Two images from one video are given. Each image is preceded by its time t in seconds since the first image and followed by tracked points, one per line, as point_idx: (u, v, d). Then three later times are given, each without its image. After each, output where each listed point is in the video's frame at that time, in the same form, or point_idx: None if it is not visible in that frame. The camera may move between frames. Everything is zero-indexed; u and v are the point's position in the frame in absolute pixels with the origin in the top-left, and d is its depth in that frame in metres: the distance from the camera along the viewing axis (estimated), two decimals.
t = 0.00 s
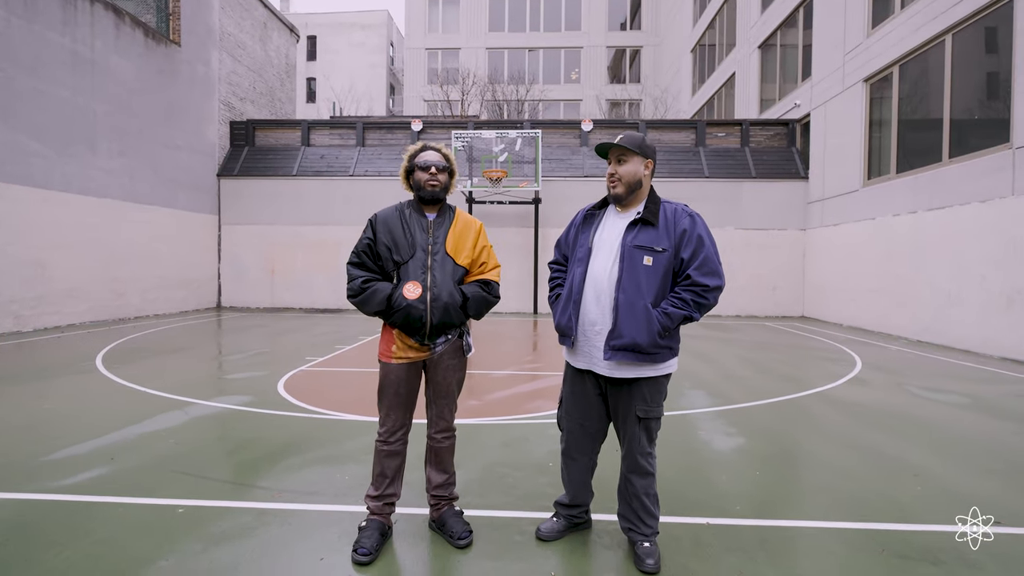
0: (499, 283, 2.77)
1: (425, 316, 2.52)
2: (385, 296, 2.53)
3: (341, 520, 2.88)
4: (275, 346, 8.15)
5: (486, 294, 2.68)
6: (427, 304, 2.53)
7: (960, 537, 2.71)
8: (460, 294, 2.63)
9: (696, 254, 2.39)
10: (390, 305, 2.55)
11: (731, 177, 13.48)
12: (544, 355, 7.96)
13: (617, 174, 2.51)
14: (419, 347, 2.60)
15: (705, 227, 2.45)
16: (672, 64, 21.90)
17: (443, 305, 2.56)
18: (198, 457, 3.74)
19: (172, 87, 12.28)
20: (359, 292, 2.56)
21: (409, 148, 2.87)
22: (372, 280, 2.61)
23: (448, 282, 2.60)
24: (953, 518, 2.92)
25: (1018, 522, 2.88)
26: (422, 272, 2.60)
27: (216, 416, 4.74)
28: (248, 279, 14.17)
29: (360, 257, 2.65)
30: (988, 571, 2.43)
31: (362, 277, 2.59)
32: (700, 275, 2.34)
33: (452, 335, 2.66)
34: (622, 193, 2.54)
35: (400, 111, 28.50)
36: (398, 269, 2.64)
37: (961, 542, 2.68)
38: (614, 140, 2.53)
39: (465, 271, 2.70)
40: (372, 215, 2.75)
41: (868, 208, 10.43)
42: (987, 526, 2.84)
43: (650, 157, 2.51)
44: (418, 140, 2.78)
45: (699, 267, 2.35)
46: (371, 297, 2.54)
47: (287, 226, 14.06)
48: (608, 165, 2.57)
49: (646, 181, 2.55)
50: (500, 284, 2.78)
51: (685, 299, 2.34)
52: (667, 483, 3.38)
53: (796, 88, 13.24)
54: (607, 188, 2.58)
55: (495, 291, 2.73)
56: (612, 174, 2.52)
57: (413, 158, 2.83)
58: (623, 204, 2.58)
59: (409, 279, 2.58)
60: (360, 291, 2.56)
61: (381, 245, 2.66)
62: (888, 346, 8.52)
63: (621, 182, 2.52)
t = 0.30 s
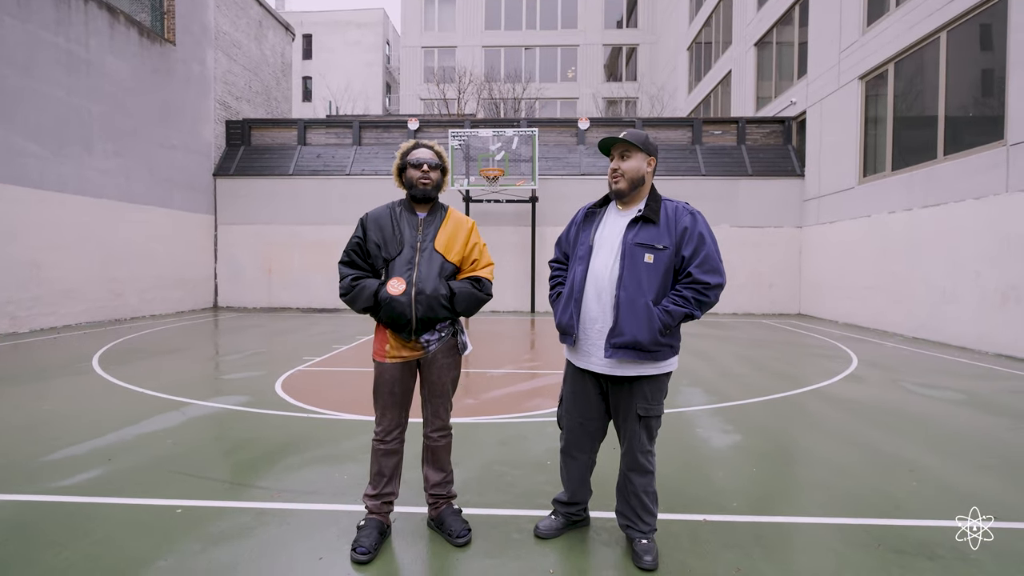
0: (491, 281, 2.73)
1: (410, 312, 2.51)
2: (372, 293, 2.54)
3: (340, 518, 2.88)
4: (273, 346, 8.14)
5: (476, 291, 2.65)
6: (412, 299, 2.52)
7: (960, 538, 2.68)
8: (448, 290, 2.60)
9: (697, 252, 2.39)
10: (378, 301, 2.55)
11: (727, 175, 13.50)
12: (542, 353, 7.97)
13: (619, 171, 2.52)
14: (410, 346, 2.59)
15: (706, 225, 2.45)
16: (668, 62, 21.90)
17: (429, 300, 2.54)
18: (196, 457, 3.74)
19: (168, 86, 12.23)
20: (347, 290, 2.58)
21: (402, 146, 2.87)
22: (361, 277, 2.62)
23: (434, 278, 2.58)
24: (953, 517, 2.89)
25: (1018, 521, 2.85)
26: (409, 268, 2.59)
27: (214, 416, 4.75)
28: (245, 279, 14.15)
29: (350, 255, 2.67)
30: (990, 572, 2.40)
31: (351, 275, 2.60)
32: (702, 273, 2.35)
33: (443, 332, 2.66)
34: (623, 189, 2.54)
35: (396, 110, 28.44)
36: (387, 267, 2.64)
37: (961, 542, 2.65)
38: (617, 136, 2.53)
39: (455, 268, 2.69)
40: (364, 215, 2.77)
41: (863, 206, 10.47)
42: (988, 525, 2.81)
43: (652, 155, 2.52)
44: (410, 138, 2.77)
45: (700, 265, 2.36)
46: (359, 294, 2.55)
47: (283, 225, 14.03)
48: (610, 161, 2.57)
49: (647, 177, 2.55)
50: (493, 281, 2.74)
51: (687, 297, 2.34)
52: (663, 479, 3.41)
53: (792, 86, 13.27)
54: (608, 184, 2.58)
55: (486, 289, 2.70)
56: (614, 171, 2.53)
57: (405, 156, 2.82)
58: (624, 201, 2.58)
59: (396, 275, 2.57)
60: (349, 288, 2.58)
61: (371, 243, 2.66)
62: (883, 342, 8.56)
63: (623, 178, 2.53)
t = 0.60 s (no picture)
0: (487, 284, 2.76)
1: (412, 315, 2.51)
2: (372, 295, 2.53)
3: (336, 521, 2.88)
4: (269, 348, 8.13)
5: (474, 294, 2.67)
6: (414, 302, 2.52)
7: (961, 538, 2.69)
8: (448, 294, 2.62)
9: (701, 254, 2.40)
10: (377, 304, 2.54)
11: (722, 176, 13.55)
12: (538, 354, 7.98)
13: (621, 173, 2.54)
14: (409, 348, 2.59)
15: (709, 226, 2.47)
16: (663, 64, 21.95)
17: (431, 304, 2.55)
18: (191, 459, 3.73)
19: (162, 87, 12.18)
20: (345, 292, 2.56)
21: (398, 147, 2.86)
22: (358, 279, 2.60)
23: (435, 282, 2.59)
24: (953, 517, 2.90)
25: (1017, 521, 2.86)
26: (409, 271, 2.60)
27: (210, 418, 4.74)
28: (240, 281, 14.11)
29: (347, 257, 2.65)
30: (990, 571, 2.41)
31: (349, 277, 2.58)
32: (705, 274, 2.36)
33: (442, 335, 2.66)
34: (625, 191, 2.55)
35: (392, 112, 28.41)
36: (385, 269, 2.63)
37: (961, 543, 2.66)
38: (618, 139, 2.55)
39: (453, 272, 2.70)
40: (360, 216, 2.75)
41: (857, 207, 10.53)
42: (988, 525, 2.82)
43: (654, 157, 2.53)
44: (407, 140, 2.76)
45: (704, 266, 2.37)
46: (357, 296, 2.53)
47: (279, 227, 14.00)
48: (612, 164, 2.59)
49: (649, 179, 2.56)
50: (489, 285, 2.76)
51: (690, 298, 2.35)
52: (661, 479, 3.43)
53: (786, 87, 13.34)
54: (611, 187, 2.60)
55: (484, 293, 2.73)
56: (616, 173, 2.55)
57: (401, 158, 2.82)
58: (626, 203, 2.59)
59: (397, 278, 2.57)
60: (347, 291, 2.56)
61: (368, 245, 2.65)
62: (878, 342, 8.61)
63: (625, 180, 2.54)
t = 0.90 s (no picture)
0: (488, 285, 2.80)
1: (424, 313, 2.52)
2: (381, 292, 2.50)
3: (335, 517, 2.88)
4: (266, 347, 8.12)
5: (479, 295, 2.71)
6: (426, 301, 2.53)
7: (961, 538, 2.61)
8: (456, 293, 2.64)
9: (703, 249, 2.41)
10: (386, 300, 2.52)
11: (718, 172, 13.58)
12: (536, 351, 7.99)
13: (621, 170, 2.53)
14: (414, 344, 2.59)
15: (711, 222, 2.47)
16: (659, 60, 21.97)
17: (442, 302, 2.57)
18: (189, 458, 3.72)
19: (156, 86, 12.11)
20: (352, 287, 2.52)
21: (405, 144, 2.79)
22: (366, 275, 2.57)
23: (445, 281, 2.60)
24: (953, 518, 2.82)
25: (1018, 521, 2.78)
26: (419, 269, 2.59)
27: (208, 417, 4.73)
28: (236, 280, 14.07)
29: (353, 252, 2.60)
30: (989, 571, 2.34)
31: (356, 272, 2.54)
32: (708, 269, 2.36)
33: (447, 332, 2.68)
34: (626, 188, 2.55)
35: (387, 110, 28.35)
36: (392, 265, 2.60)
37: (961, 542, 2.59)
38: (618, 136, 2.55)
39: (459, 272, 2.71)
40: (365, 211, 2.70)
41: (852, 202, 10.58)
42: (988, 525, 2.74)
43: (653, 154, 2.53)
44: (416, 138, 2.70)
45: (706, 262, 2.37)
46: (366, 292, 2.50)
47: (274, 226, 13.97)
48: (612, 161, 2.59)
49: (650, 176, 2.56)
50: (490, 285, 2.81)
51: (693, 294, 2.36)
52: (658, 472, 3.46)
53: (782, 84, 13.37)
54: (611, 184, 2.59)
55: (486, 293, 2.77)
56: (616, 170, 2.54)
57: (409, 155, 2.76)
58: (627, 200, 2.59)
59: (408, 276, 2.56)
60: (354, 286, 2.52)
61: (376, 241, 2.62)
62: (873, 337, 8.66)
63: (624, 177, 2.54)
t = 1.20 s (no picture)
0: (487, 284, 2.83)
1: (429, 312, 2.53)
2: (388, 290, 2.49)
3: (328, 513, 2.88)
4: (258, 345, 8.07)
5: (479, 295, 2.74)
6: (432, 300, 2.54)
7: (960, 538, 2.57)
8: (458, 293, 2.66)
9: (693, 247, 2.42)
10: (391, 298, 2.51)
11: (710, 169, 13.64)
12: (529, 348, 8.01)
13: (613, 168, 2.54)
14: (416, 340, 2.58)
15: (701, 220, 2.48)
16: (651, 57, 21.99)
17: (446, 303, 2.59)
18: (181, 456, 3.70)
19: (144, 82, 11.96)
20: (358, 283, 2.49)
21: (411, 143, 2.76)
22: (371, 271, 2.54)
23: (449, 282, 2.62)
24: (952, 518, 2.77)
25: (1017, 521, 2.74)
26: (425, 268, 2.59)
27: (200, 415, 4.70)
28: (227, 277, 13.97)
29: (359, 246, 2.57)
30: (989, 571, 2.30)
31: (362, 268, 2.51)
32: (697, 267, 2.38)
33: (448, 330, 2.69)
34: (618, 185, 2.56)
35: (379, 106, 28.19)
36: (398, 263, 2.59)
37: (960, 542, 2.55)
38: (611, 134, 2.56)
39: (461, 272, 2.73)
40: (371, 205, 2.67)
41: (842, 199, 10.68)
42: (988, 525, 2.70)
43: (645, 151, 2.54)
44: (422, 137, 2.68)
45: (696, 259, 2.38)
46: (372, 289, 2.48)
47: (265, 223, 13.87)
48: (604, 158, 2.60)
49: (642, 173, 2.57)
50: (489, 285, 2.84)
51: (682, 291, 2.37)
52: (650, 467, 3.48)
53: (773, 81, 13.44)
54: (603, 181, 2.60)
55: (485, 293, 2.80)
56: (607, 167, 2.55)
57: (415, 154, 2.73)
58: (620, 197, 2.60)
59: (414, 275, 2.56)
60: (359, 281, 2.50)
61: (383, 237, 2.59)
62: (863, 332, 8.74)
63: (617, 175, 2.54)
